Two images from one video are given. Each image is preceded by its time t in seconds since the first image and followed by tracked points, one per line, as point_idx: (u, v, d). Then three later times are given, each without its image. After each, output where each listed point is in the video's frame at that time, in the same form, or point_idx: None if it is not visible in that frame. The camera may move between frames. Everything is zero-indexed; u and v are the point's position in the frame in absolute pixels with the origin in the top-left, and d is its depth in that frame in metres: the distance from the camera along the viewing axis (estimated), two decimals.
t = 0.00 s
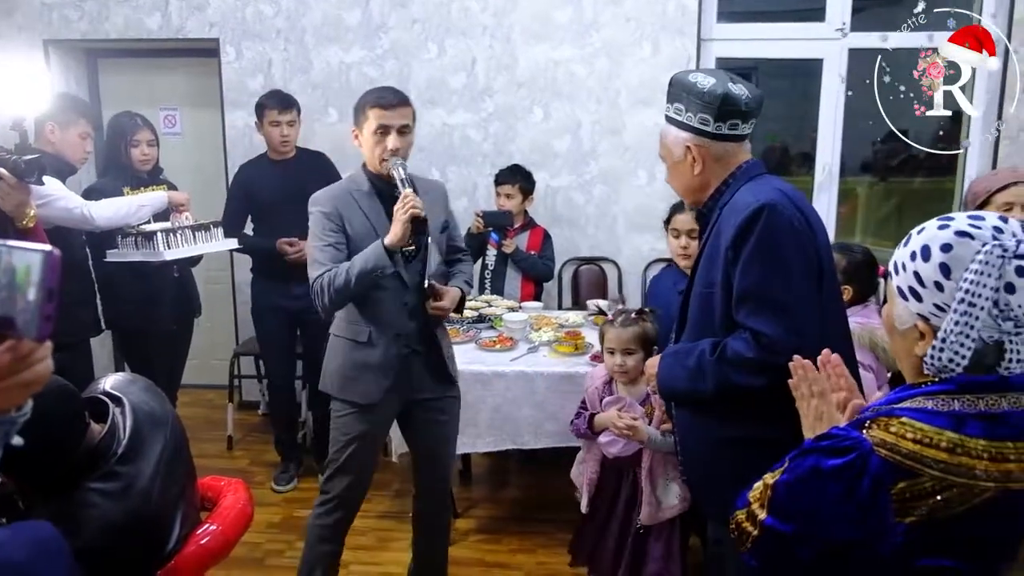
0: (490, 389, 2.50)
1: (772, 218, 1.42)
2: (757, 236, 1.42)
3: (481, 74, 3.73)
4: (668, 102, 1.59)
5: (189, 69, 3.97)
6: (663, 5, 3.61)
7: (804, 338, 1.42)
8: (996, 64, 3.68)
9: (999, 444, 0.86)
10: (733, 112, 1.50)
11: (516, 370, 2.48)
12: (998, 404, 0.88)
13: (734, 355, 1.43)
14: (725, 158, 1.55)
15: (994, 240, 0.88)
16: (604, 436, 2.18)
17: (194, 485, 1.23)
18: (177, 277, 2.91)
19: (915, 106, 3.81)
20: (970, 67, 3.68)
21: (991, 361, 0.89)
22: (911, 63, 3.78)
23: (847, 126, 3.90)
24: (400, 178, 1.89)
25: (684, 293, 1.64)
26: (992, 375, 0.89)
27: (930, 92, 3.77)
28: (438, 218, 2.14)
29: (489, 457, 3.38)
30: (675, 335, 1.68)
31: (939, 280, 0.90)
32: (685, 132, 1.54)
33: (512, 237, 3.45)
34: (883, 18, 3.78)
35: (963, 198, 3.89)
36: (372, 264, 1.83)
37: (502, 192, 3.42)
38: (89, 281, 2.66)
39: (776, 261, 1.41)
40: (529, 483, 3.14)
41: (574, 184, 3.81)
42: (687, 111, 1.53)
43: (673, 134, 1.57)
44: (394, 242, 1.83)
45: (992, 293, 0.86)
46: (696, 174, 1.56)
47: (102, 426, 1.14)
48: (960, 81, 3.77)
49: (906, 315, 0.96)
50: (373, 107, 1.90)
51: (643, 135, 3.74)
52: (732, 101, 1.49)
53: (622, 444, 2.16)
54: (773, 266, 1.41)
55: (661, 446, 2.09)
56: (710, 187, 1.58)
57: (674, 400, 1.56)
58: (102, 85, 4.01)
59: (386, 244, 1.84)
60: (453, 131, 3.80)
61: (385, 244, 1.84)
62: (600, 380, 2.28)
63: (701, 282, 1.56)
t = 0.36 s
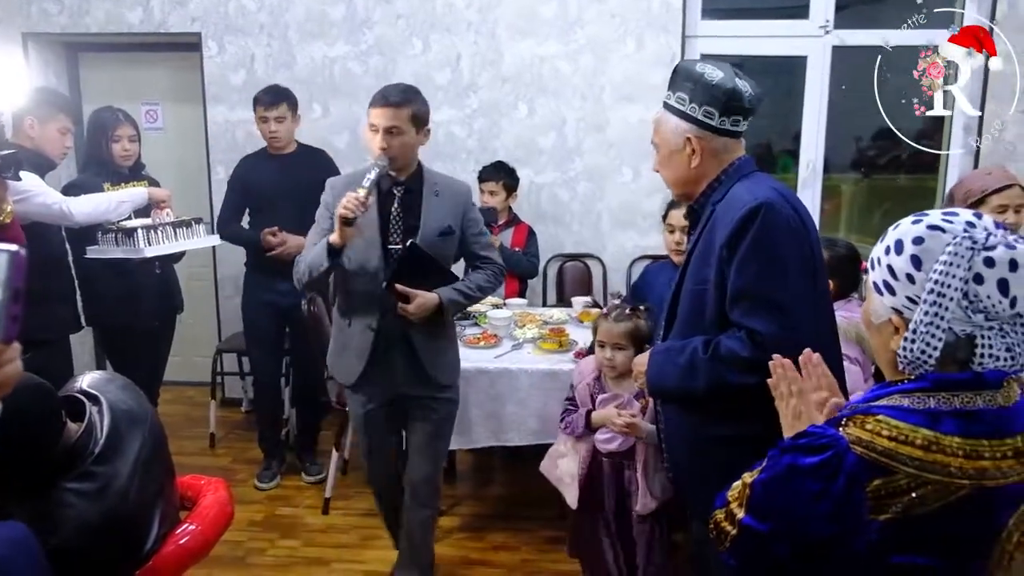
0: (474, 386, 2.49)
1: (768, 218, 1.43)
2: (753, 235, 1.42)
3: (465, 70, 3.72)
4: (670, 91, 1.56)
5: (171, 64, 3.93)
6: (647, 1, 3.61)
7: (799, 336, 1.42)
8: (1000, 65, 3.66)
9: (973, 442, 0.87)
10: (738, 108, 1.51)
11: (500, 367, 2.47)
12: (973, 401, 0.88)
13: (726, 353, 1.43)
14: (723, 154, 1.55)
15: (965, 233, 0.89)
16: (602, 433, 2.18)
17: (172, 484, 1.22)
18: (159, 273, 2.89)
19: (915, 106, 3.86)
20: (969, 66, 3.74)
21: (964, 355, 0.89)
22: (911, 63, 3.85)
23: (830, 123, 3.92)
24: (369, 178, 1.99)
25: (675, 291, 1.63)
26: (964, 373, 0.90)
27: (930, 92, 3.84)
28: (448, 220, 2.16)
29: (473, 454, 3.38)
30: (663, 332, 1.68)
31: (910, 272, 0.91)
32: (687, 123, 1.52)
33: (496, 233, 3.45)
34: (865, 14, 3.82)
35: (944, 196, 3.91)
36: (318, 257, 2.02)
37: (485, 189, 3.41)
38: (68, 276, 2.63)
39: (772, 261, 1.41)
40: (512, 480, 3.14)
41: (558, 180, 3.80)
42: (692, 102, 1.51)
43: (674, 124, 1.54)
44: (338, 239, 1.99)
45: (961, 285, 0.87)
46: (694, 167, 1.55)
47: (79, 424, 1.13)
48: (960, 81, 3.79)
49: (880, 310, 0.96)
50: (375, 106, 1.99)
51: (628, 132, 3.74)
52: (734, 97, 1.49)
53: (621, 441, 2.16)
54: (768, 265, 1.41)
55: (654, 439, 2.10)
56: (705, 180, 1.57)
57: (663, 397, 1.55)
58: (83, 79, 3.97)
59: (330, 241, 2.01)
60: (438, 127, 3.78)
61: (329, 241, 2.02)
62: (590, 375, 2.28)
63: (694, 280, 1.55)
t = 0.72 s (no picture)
0: (461, 387, 2.46)
1: (758, 215, 1.40)
2: (744, 232, 1.40)
3: (452, 67, 3.69)
4: (649, 101, 1.55)
5: (154, 60, 3.88)
6: None
7: (790, 336, 1.39)
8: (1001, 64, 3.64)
9: (960, 448, 0.84)
10: (712, 107, 1.47)
11: (487, 368, 2.45)
12: (960, 407, 0.85)
13: (716, 353, 1.41)
14: (710, 156, 1.52)
15: (957, 235, 0.87)
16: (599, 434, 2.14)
17: (150, 490, 1.18)
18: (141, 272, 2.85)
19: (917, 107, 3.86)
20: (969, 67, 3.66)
21: (948, 360, 0.87)
22: (910, 66, 3.83)
23: (818, 122, 3.91)
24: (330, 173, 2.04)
25: (668, 289, 1.61)
26: (954, 378, 0.86)
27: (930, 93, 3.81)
28: (425, 215, 2.15)
29: (461, 455, 3.35)
30: (656, 331, 1.65)
31: (899, 272, 0.88)
32: (666, 130, 1.51)
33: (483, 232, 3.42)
34: (854, 12, 3.81)
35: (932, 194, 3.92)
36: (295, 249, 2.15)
37: (471, 187, 3.38)
38: (49, 275, 2.59)
39: (762, 259, 1.39)
40: (500, 482, 3.11)
41: (546, 179, 3.78)
42: (667, 109, 1.50)
43: (655, 133, 1.54)
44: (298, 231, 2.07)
45: (948, 287, 0.85)
46: (680, 172, 1.54)
47: (53, 430, 1.09)
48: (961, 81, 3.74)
49: (868, 309, 0.93)
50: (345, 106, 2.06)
51: (616, 130, 3.72)
52: (709, 99, 1.46)
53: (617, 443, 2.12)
54: (758, 263, 1.39)
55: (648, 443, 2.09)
56: (691, 182, 1.55)
57: (653, 397, 1.53)
58: (64, 76, 3.92)
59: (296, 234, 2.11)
60: (425, 125, 3.75)
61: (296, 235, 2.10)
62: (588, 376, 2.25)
63: (685, 277, 1.53)
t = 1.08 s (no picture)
0: (453, 391, 2.43)
1: (750, 213, 1.38)
2: (737, 230, 1.38)
3: (443, 66, 3.65)
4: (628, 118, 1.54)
5: (142, 59, 3.84)
6: None
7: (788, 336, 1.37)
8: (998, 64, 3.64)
9: (968, 464, 0.82)
10: (693, 115, 1.45)
11: (480, 371, 2.42)
12: (968, 421, 0.83)
13: (712, 356, 1.38)
14: (694, 163, 1.50)
15: (964, 244, 0.84)
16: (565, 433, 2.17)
17: (136, 501, 1.15)
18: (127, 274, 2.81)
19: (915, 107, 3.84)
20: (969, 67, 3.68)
21: (958, 372, 0.84)
22: (909, 66, 3.79)
23: (812, 122, 3.89)
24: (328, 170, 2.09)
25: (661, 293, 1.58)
26: (961, 391, 0.84)
27: (930, 92, 3.79)
28: (407, 211, 2.11)
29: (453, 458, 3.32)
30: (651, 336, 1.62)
31: (905, 283, 0.86)
32: (646, 143, 1.50)
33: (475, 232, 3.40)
34: (848, 12, 3.78)
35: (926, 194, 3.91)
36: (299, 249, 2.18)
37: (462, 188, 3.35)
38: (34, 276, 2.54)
39: (757, 257, 1.37)
40: (493, 485, 3.09)
41: (539, 179, 3.75)
42: (646, 124, 1.48)
43: (636, 148, 1.52)
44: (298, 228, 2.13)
45: (956, 298, 0.82)
46: (666, 185, 1.52)
47: (33, 441, 1.05)
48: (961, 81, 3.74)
49: (872, 321, 0.90)
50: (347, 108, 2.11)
51: (609, 130, 3.69)
52: (687, 107, 1.45)
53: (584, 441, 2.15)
54: (753, 262, 1.37)
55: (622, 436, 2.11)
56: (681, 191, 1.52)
57: (651, 403, 1.50)
58: (50, 75, 3.87)
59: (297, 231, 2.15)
60: (417, 125, 3.71)
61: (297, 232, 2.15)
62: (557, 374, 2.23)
63: (679, 280, 1.50)
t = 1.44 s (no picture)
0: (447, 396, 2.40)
1: (732, 213, 1.36)
2: (719, 230, 1.35)
3: (437, 67, 3.62)
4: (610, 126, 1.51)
5: (132, 59, 3.80)
6: None
7: (774, 337, 1.34)
8: (1000, 64, 3.65)
9: (976, 479, 0.79)
10: (675, 121, 1.43)
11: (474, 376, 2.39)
12: (975, 435, 0.80)
13: (698, 359, 1.35)
14: (676, 169, 1.47)
15: (960, 251, 0.82)
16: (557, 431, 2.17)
17: (122, 514, 1.12)
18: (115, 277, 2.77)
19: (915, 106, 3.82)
20: (969, 66, 3.71)
21: (964, 382, 0.82)
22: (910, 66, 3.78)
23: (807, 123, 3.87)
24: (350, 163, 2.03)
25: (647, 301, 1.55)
26: (967, 404, 0.81)
27: (930, 92, 3.77)
28: (434, 211, 2.09)
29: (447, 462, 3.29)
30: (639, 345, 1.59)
31: (904, 293, 0.83)
32: (628, 151, 1.47)
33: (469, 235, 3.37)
34: (844, 12, 3.76)
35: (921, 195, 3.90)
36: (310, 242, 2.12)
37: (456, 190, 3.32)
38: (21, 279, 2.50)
39: (740, 257, 1.34)
40: (487, 490, 3.06)
41: (533, 180, 3.72)
42: (627, 131, 1.46)
43: (619, 156, 1.49)
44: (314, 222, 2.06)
45: (958, 306, 0.80)
46: (650, 191, 1.49)
47: (14, 454, 1.02)
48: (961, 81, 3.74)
49: (872, 335, 0.88)
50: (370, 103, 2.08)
51: (603, 131, 3.67)
52: (668, 113, 1.42)
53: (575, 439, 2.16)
54: (736, 262, 1.34)
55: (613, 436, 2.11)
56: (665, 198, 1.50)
57: (640, 412, 1.46)
58: (39, 75, 3.83)
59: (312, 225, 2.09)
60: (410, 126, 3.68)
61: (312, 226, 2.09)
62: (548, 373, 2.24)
63: (664, 284, 1.47)
